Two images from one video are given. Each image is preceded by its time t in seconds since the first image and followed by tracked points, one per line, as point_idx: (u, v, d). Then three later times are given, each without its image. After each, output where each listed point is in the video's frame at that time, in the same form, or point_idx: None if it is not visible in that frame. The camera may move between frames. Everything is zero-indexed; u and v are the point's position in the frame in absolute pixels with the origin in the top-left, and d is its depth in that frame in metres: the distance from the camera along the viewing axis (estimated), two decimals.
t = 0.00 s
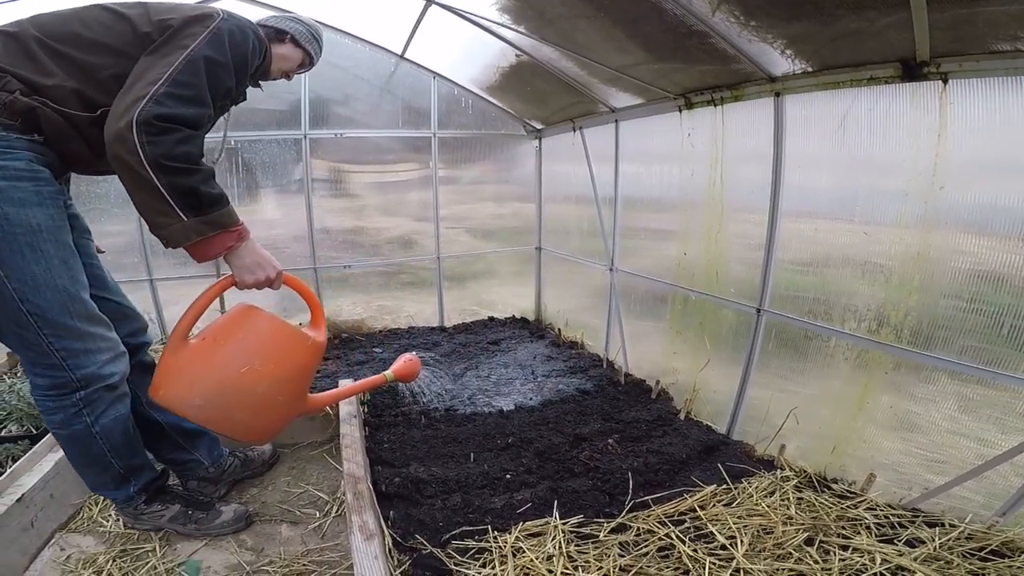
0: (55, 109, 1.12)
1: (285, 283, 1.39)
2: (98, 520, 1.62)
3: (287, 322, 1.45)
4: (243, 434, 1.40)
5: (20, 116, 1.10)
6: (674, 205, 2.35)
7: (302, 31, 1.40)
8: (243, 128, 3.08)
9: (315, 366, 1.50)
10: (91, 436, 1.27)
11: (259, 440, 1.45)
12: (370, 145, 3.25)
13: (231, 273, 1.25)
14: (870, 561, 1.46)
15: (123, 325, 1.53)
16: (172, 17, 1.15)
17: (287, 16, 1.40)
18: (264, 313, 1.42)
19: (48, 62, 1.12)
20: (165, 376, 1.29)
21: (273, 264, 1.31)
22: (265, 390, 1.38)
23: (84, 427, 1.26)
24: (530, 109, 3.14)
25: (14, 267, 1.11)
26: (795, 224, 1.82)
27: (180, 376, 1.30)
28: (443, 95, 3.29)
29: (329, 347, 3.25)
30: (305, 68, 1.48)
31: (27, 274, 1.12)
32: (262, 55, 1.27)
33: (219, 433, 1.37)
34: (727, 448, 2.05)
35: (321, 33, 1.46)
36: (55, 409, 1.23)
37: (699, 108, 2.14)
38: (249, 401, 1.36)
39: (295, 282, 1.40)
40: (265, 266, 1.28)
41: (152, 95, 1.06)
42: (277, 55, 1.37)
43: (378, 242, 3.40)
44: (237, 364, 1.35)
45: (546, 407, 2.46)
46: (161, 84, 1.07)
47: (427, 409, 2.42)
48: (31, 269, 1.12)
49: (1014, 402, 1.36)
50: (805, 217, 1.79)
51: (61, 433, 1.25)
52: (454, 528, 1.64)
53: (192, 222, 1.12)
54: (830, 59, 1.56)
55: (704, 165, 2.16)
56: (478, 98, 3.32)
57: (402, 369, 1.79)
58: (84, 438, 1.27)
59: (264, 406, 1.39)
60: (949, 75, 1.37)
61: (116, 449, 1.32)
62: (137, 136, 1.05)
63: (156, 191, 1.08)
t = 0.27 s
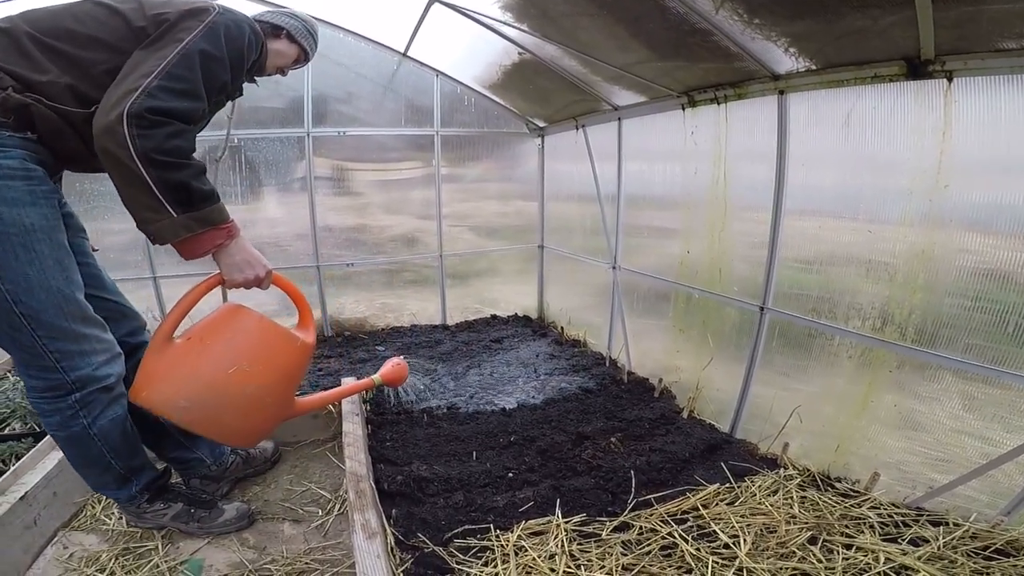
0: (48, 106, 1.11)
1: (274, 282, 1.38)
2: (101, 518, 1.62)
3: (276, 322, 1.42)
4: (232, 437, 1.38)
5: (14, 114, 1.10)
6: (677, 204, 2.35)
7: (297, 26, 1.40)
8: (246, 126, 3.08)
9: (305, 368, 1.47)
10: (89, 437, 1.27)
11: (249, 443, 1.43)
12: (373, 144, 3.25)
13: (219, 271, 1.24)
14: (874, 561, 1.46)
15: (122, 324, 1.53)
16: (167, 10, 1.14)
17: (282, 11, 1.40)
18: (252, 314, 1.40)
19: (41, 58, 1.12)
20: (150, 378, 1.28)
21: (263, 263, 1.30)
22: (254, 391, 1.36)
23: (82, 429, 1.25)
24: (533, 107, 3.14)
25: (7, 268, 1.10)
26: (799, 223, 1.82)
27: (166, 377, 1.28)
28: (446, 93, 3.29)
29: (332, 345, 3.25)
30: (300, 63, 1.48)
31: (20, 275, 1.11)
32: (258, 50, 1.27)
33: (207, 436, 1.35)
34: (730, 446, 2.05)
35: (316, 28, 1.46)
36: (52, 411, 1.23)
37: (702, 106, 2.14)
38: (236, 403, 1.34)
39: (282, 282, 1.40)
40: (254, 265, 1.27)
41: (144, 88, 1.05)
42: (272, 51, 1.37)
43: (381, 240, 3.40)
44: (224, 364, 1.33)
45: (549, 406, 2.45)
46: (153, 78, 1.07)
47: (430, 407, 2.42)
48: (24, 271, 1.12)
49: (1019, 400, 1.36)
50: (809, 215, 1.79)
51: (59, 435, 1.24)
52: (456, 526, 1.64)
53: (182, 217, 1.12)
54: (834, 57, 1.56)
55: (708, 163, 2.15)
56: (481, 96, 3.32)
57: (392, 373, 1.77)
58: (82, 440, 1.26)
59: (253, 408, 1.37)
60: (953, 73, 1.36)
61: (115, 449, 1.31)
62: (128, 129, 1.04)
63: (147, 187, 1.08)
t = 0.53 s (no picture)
0: (42, 104, 1.10)
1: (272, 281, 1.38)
2: (104, 517, 1.62)
3: (274, 322, 1.43)
4: (233, 438, 1.38)
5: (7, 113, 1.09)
6: (680, 202, 2.34)
7: (296, 22, 1.39)
8: (248, 124, 3.08)
9: (304, 367, 1.47)
10: (86, 440, 1.26)
11: (250, 444, 1.43)
12: (374, 142, 3.25)
13: (217, 269, 1.24)
14: (877, 560, 1.46)
15: (121, 323, 1.53)
16: (164, 6, 1.13)
17: (282, 7, 1.38)
18: (251, 313, 1.40)
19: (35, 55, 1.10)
20: (148, 380, 1.28)
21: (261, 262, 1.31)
22: (255, 392, 1.36)
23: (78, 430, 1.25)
24: (535, 106, 3.13)
25: None
26: (802, 221, 1.81)
27: (166, 379, 1.28)
28: (448, 91, 3.29)
29: (334, 344, 3.26)
30: (299, 60, 1.47)
31: (13, 277, 1.11)
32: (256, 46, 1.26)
33: (208, 437, 1.35)
34: (732, 445, 2.05)
35: (316, 24, 1.45)
36: (47, 413, 1.22)
37: (705, 104, 2.13)
38: (236, 403, 1.34)
39: (282, 281, 1.40)
40: (251, 263, 1.28)
41: (139, 83, 1.04)
42: (271, 48, 1.36)
43: (383, 239, 3.40)
44: (225, 365, 1.33)
45: (551, 404, 2.46)
46: (149, 73, 1.06)
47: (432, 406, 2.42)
48: (17, 272, 1.11)
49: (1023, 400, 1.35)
50: (812, 213, 1.78)
51: (56, 437, 1.24)
52: (458, 525, 1.64)
53: (177, 215, 1.11)
54: (838, 55, 1.55)
55: (711, 161, 2.15)
56: (482, 94, 3.31)
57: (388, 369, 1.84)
58: (78, 441, 1.26)
59: (254, 409, 1.37)
60: (958, 72, 1.36)
61: (113, 451, 1.31)
62: (123, 126, 1.03)
63: (142, 185, 1.07)
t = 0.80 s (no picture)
0: (37, 100, 1.10)
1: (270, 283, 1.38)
2: (107, 513, 1.62)
3: (271, 324, 1.42)
4: (230, 443, 1.36)
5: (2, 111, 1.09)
6: (684, 200, 2.33)
7: (300, 18, 1.38)
8: (251, 121, 3.07)
9: (300, 369, 1.47)
10: (87, 438, 1.26)
11: (246, 450, 1.41)
12: (377, 138, 3.24)
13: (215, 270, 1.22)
14: (880, 559, 1.45)
15: (122, 320, 1.52)
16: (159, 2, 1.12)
17: (285, 1, 1.37)
18: (247, 316, 1.39)
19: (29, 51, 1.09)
20: (143, 386, 1.24)
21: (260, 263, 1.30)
22: (254, 395, 1.35)
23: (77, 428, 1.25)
24: (538, 102, 3.13)
25: None
26: (807, 219, 1.81)
27: (161, 385, 1.25)
28: (451, 88, 3.28)
29: (337, 340, 3.26)
30: (302, 55, 1.46)
31: (9, 275, 1.10)
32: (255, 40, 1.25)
33: (204, 444, 1.32)
34: (735, 443, 2.05)
35: (320, 19, 1.44)
36: (46, 412, 1.22)
37: (710, 101, 2.13)
38: (234, 407, 1.33)
39: (280, 283, 1.40)
40: (250, 265, 1.26)
41: (131, 79, 1.03)
42: (273, 42, 1.36)
43: (385, 235, 3.40)
44: (223, 369, 1.31)
45: (553, 401, 2.46)
46: (142, 69, 1.05)
47: (435, 403, 2.42)
48: (13, 270, 1.11)
49: None
50: (818, 212, 1.78)
51: (57, 435, 1.24)
52: (460, 522, 1.64)
53: (172, 214, 1.09)
54: (845, 53, 1.54)
55: (715, 159, 2.14)
56: (486, 90, 3.30)
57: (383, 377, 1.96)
58: (78, 439, 1.26)
59: (253, 412, 1.36)
60: (966, 70, 1.35)
61: (114, 448, 1.31)
62: (114, 122, 1.02)
63: (134, 182, 1.06)
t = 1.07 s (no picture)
0: (30, 99, 1.09)
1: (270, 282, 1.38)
2: (110, 511, 1.62)
3: (273, 325, 1.43)
4: (241, 446, 1.37)
5: None
6: (687, 197, 2.33)
7: (303, 13, 1.37)
8: (253, 118, 3.07)
9: (305, 367, 1.49)
10: (85, 436, 1.27)
11: (258, 451, 1.43)
12: (379, 135, 3.24)
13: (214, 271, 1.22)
14: (882, 557, 1.45)
15: (122, 318, 1.52)
16: None
17: None
18: (250, 318, 1.39)
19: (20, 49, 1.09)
20: (149, 393, 1.25)
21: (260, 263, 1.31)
22: (261, 397, 1.37)
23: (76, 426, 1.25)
24: (540, 99, 3.12)
25: None
26: (810, 216, 1.80)
27: (168, 391, 1.26)
28: (453, 85, 3.27)
29: (339, 337, 3.26)
30: (305, 50, 1.45)
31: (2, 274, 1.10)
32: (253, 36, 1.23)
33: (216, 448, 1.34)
34: (738, 441, 2.05)
35: (325, 13, 1.42)
36: (45, 409, 1.23)
37: (713, 98, 2.12)
38: (243, 410, 1.34)
39: (279, 283, 1.41)
40: (250, 265, 1.27)
41: (124, 75, 1.01)
42: (275, 38, 1.34)
43: (388, 232, 3.40)
44: (229, 373, 1.32)
45: (556, 399, 2.46)
46: (136, 64, 1.03)
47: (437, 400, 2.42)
48: (6, 269, 1.11)
49: None
50: (821, 209, 1.77)
51: (56, 433, 1.25)
52: (463, 519, 1.64)
53: (168, 213, 1.08)
54: (848, 50, 1.54)
55: (718, 156, 2.13)
56: (488, 88, 3.30)
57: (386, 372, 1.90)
58: (77, 438, 1.26)
59: (260, 414, 1.38)
60: (971, 67, 1.34)
61: (114, 447, 1.31)
62: (106, 119, 1.00)
63: (127, 180, 1.04)
